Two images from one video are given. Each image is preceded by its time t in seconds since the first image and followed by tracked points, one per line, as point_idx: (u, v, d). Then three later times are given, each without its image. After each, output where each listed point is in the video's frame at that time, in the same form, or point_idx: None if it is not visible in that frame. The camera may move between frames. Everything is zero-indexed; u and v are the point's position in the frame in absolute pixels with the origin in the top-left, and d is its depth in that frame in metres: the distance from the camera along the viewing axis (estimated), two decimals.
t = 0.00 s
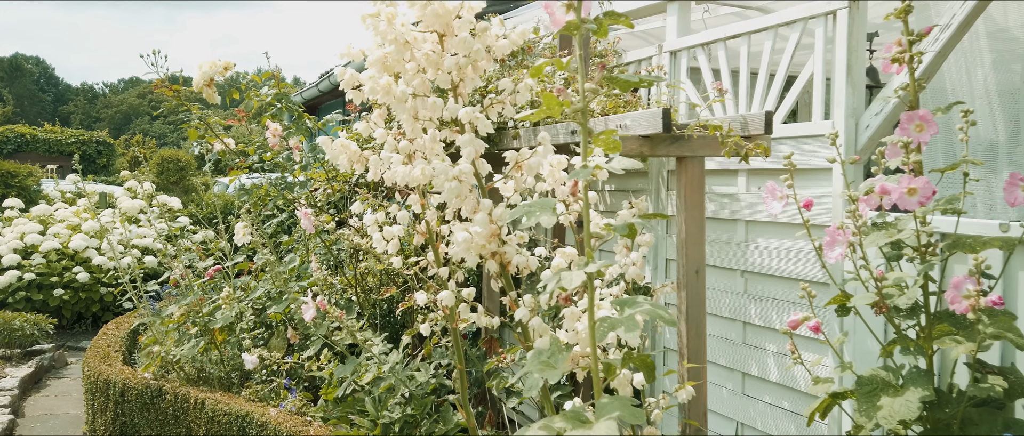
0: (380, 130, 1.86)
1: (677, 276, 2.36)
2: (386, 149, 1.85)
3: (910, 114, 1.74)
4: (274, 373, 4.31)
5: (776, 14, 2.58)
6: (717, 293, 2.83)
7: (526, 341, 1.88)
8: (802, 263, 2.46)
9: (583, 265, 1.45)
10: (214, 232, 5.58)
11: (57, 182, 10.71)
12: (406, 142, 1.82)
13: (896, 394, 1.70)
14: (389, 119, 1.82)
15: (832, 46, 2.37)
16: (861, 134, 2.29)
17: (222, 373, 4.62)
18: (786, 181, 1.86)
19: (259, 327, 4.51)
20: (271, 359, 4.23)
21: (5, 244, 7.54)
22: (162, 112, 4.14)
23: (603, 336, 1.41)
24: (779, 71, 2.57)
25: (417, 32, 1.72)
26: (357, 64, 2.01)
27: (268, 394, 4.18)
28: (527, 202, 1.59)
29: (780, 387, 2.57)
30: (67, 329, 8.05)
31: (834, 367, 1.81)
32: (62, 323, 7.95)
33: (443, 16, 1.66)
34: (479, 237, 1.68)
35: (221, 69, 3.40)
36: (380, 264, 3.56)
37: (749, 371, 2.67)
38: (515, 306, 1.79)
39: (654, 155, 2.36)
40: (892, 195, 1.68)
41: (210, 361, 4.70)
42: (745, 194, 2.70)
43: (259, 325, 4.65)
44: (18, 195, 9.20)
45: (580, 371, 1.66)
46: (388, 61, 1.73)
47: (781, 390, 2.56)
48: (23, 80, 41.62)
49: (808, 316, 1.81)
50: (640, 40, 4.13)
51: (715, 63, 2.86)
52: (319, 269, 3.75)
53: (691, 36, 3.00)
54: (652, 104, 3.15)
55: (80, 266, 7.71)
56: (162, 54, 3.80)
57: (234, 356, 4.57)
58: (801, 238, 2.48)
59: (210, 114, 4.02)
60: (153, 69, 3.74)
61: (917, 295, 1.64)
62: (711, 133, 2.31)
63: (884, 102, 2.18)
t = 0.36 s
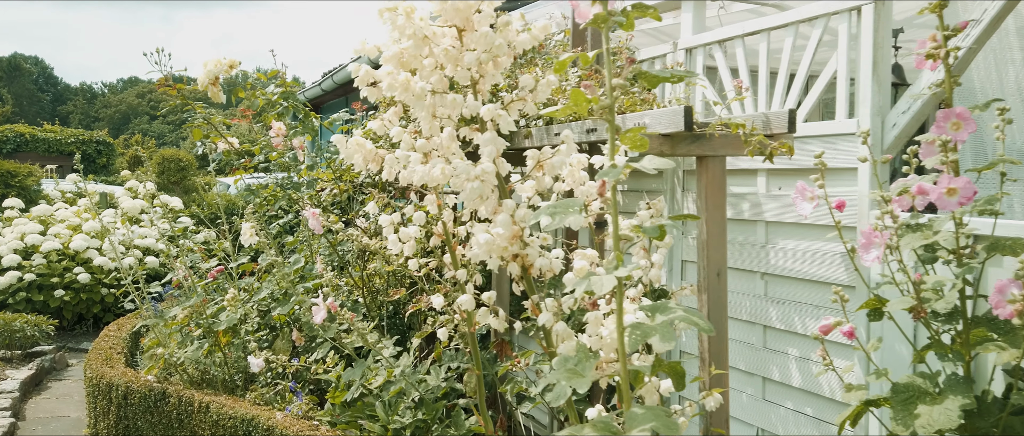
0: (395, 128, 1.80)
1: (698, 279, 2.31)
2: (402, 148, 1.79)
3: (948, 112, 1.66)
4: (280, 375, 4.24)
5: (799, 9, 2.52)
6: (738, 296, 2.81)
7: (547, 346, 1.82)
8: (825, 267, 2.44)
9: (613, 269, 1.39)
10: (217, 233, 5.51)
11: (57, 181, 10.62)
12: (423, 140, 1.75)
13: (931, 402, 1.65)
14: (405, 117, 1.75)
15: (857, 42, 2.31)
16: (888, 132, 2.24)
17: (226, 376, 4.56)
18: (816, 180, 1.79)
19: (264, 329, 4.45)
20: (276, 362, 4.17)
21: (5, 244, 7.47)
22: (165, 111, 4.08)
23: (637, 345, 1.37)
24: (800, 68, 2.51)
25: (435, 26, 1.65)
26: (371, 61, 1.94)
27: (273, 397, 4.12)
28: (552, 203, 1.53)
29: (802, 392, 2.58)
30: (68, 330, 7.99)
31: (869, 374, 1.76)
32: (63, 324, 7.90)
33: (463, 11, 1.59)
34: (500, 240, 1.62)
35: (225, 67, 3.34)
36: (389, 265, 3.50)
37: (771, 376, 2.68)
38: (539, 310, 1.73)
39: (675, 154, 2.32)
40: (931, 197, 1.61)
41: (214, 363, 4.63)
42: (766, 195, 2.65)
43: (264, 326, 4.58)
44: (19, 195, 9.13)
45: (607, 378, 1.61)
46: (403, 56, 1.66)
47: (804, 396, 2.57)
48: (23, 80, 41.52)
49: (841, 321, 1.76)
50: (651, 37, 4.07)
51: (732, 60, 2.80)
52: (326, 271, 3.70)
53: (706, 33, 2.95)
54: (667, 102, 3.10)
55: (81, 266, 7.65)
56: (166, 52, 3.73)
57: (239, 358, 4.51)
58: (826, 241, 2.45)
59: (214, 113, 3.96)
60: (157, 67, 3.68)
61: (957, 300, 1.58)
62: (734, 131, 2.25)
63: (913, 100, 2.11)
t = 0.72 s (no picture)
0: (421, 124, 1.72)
1: (725, 282, 2.25)
2: (429, 145, 1.71)
3: (1000, 108, 1.59)
4: (284, 378, 4.16)
5: (827, 4, 2.45)
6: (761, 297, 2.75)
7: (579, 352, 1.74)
8: (855, 267, 2.38)
9: (659, 272, 1.31)
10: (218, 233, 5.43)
11: (52, 180, 10.49)
12: (450, 137, 1.67)
13: (984, 410, 1.58)
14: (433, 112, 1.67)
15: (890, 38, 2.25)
16: (921, 129, 2.17)
17: (228, 378, 4.47)
18: (859, 179, 1.72)
19: (268, 331, 4.36)
20: (280, 365, 4.08)
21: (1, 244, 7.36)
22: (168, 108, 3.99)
23: (685, 352, 1.28)
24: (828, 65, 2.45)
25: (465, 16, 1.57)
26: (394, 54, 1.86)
27: (278, 401, 4.04)
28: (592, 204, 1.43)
29: (829, 397, 2.52)
30: (64, 332, 7.88)
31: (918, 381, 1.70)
32: (60, 325, 7.79)
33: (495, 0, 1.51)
34: (535, 241, 1.54)
35: (233, 63, 3.26)
36: (400, 266, 3.42)
37: (796, 380, 2.61)
38: (572, 315, 1.65)
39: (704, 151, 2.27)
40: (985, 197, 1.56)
41: (217, 366, 4.54)
42: (791, 196, 2.58)
43: (267, 328, 4.49)
44: (14, 194, 9.02)
45: (648, 387, 1.52)
46: (431, 49, 1.58)
47: (831, 401, 2.51)
48: (15, 78, 41.24)
49: (886, 325, 1.70)
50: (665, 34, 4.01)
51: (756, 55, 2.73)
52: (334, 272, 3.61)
53: (726, 29, 2.88)
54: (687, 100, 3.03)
55: (78, 267, 7.54)
56: (171, 47, 3.64)
57: (242, 360, 4.42)
58: (856, 242, 2.39)
59: (220, 111, 3.88)
60: (162, 63, 3.59)
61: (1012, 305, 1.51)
62: (765, 128, 2.17)
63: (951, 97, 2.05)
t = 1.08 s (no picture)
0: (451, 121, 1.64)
1: (751, 284, 2.18)
2: (458, 141, 1.62)
3: None
4: (283, 382, 4.05)
5: None
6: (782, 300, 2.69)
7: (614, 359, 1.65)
8: (880, 269, 2.34)
9: (714, 277, 1.23)
10: (212, 233, 5.31)
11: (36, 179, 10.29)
12: (481, 134, 1.59)
13: None
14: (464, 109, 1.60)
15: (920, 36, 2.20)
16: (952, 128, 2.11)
17: (224, 382, 4.35)
18: (904, 179, 1.68)
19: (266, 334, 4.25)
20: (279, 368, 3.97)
21: None
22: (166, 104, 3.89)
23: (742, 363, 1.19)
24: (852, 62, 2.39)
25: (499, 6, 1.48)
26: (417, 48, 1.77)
27: (277, 406, 3.93)
28: (638, 203, 1.35)
29: (852, 401, 2.47)
30: (50, 334, 7.71)
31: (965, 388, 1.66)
32: (46, 327, 7.62)
33: None
34: (574, 243, 1.46)
35: (235, 57, 3.17)
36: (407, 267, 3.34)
37: (816, 384, 2.56)
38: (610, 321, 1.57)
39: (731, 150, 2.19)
40: None
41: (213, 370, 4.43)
42: (813, 196, 2.52)
43: (265, 331, 4.38)
44: None
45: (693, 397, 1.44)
46: (465, 43, 1.52)
47: (854, 405, 2.47)
48: None
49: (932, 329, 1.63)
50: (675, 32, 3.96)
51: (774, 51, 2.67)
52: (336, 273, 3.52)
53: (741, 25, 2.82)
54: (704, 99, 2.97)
55: (64, 267, 7.38)
56: (171, 41, 3.54)
57: (238, 364, 4.31)
58: (882, 243, 2.34)
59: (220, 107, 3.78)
60: (161, 57, 3.49)
61: None
62: (794, 126, 2.11)
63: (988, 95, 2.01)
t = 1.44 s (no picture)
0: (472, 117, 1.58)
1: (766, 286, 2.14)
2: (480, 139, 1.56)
3: None
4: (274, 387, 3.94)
5: None
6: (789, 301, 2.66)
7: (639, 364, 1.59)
8: (892, 270, 2.32)
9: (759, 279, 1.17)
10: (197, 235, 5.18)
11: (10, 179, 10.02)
12: (504, 132, 1.53)
13: None
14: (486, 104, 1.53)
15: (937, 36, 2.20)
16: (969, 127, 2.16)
17: (211, 387, 4.23)
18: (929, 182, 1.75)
19: (256, 337, 4.14)
20: (270, 373, 3.86)
21: None
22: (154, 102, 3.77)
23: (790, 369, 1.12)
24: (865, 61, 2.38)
25: None
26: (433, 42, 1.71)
27: (267, 411, 3.82)
28: (673, 203, 1.28)
29: (862, 403, 2.45)
30: (25, 338, 7.49)
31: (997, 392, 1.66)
32: (22, 331, 7.41)
33: None
34: (605, 244, 1.39)
35: (229, 53, 3.07)
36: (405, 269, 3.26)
37: (826, 386, 2.54)
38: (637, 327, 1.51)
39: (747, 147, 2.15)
40: None
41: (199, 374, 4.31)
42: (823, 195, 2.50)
43: (254, 334, 4.27)
44: None
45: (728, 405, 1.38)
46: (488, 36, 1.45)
47: (863, 407, 2.44)
48: None
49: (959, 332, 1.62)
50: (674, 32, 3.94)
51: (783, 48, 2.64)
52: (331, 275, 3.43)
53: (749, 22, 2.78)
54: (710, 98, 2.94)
55: (41, 269, 7.18)
56: (161, 36, 3.42)
57: (227, 368, 4.19)
58: (894, 244, 2.32)
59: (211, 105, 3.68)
60: (151, 52, 3.38)
61: None
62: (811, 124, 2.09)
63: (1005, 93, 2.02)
